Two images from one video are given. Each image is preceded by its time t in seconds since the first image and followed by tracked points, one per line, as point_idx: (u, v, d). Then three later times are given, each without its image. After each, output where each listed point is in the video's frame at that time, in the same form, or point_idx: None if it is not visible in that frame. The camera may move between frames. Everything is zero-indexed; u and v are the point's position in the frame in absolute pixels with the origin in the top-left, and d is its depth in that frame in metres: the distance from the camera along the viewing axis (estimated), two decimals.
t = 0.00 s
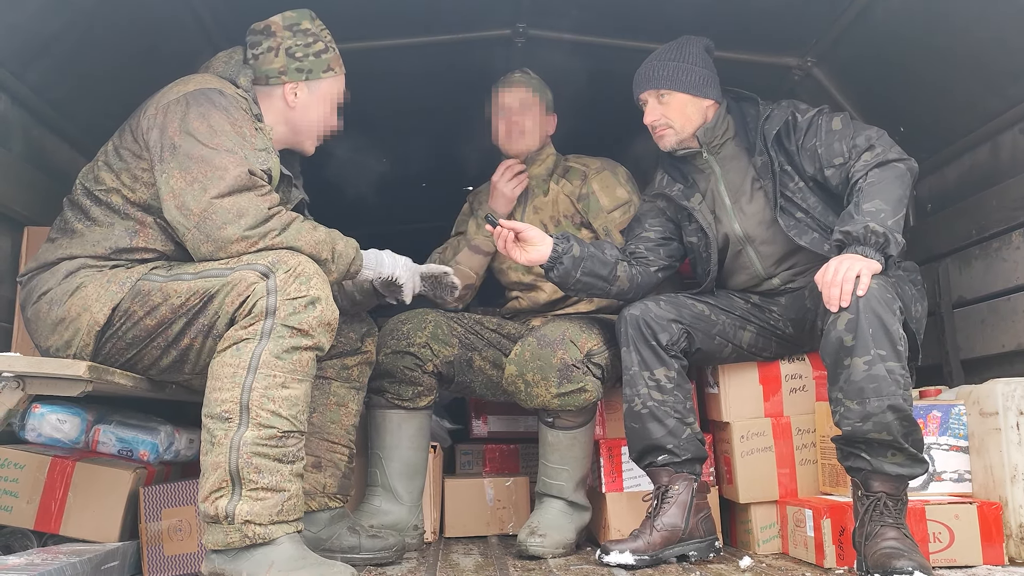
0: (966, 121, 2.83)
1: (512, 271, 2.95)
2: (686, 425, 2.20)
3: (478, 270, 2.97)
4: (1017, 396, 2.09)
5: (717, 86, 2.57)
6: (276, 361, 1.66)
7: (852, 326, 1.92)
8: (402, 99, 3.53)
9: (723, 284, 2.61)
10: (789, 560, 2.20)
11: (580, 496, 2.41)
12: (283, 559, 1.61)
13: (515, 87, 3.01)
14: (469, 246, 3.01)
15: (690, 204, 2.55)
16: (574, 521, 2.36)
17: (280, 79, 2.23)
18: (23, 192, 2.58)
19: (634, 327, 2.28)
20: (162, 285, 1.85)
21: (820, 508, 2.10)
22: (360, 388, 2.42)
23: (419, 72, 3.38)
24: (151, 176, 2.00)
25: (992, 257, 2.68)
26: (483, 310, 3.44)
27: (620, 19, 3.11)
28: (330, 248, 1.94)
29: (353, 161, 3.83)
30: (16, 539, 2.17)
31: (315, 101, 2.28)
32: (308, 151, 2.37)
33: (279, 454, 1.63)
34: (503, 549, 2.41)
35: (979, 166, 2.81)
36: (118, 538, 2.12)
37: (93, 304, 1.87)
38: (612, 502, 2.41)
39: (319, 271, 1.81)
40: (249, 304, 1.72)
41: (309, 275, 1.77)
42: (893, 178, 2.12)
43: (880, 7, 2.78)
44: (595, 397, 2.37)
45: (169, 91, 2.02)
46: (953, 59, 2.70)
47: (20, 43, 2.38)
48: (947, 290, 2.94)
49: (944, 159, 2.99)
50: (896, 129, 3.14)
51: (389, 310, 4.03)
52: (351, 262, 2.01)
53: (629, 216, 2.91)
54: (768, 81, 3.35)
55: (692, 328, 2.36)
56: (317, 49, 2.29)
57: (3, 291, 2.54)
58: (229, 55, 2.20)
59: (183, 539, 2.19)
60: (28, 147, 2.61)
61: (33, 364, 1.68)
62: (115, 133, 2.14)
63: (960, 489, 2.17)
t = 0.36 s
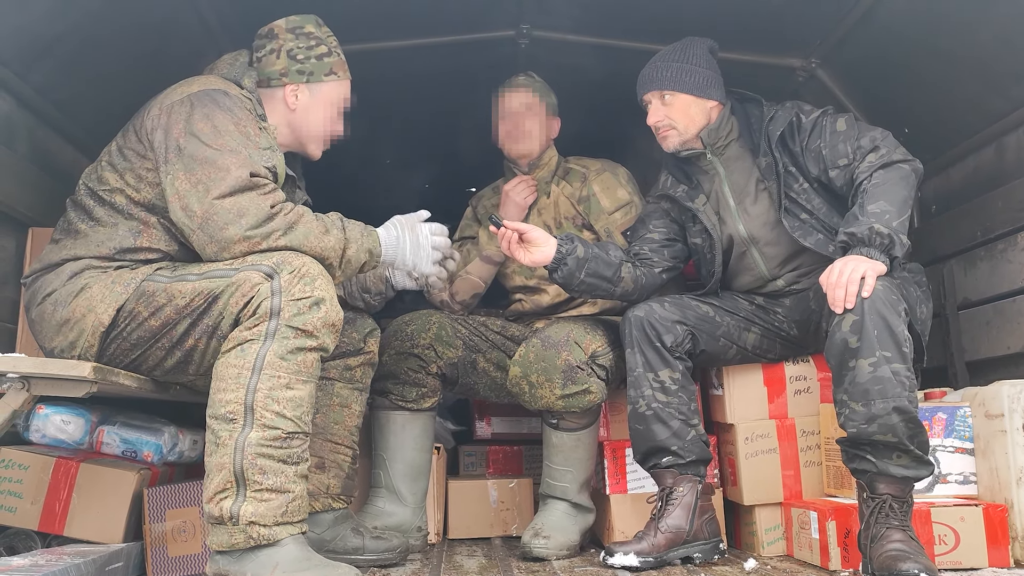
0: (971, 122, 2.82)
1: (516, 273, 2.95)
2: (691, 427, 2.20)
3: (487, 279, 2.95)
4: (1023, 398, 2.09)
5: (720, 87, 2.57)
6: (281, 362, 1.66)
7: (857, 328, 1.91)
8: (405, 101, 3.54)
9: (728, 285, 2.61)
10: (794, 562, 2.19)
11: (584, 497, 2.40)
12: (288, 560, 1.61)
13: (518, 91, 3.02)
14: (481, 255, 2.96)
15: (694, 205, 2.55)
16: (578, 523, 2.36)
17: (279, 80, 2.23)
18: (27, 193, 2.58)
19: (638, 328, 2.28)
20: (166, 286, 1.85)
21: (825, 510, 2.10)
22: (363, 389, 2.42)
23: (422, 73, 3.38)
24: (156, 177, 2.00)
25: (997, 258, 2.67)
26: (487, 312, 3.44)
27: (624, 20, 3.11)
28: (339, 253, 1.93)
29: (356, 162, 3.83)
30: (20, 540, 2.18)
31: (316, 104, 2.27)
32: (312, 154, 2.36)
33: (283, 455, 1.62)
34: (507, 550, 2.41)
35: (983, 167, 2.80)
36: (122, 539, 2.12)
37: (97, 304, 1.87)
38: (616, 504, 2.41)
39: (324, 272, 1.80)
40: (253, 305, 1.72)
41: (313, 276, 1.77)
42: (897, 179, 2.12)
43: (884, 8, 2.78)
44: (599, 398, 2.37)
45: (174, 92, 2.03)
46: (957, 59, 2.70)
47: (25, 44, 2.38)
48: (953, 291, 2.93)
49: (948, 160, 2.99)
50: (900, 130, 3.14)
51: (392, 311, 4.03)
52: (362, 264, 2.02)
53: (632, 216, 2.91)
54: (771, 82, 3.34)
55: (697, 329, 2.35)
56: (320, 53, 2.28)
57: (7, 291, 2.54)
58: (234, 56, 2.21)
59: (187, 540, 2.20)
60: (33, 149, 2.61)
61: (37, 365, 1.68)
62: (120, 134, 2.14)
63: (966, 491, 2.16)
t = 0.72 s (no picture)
0: (974, 124, 2.82)
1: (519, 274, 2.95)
2: (694, 429, 2.19)
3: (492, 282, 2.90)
4: None
5: (725, 88, 2.56)
6: (285, 363, 1.66)
7: (862, 330, 1.91)
8: (408, 102, 3.54)
9: (731, 287, 2.61)
10: (797, 564, 2.19)
11: (588, 499, 2.40)
12: (291, 562, 1.61)
13: (519, 94, 3.00)
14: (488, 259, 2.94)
15: (697, 207, 2.55)
16: (581, 524, 2.35)
17: (282, 80, 2.23)
18: (31, 195, 2.59)
19: (641, 330, 2.28)
20: (171, 288, 1.85)
21: (828, 511, 2.10)
22: (367, 390, 2.42)
23: (426, 74, 3.38)
24: (161, 179, 2.01)
25: (1000, 261, 2.67)
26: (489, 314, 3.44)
27: (627, 22, 3.11)
28: (340, 247, 1.94)
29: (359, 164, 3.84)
30: (23, 541, 2.18)
31: (316, 104, 2.25)
32: (315, 159, 2.33)
33: (287, 456, 1.62)
34: (510, 552, 2.41)
35: (987, 169, 2.80)
36: (125, 540, 2.13)
37: (102, 305, 1.87)
38: (619, 505, 2.40)
39: (328, 274, 1.80)
40: (259, 306, 1.72)
41: (318, 278, 1.77)
42: (901, 180, 2.12)
43: (888, 10, 2.78)
44: (603, 400, 2.37)
45: (182, 94, 2.03)
46: (961, 61, 2.69)
47: (29, 45, 2.38)
48: (956, 294, 2.93)
49: (951, 162, 2.99)
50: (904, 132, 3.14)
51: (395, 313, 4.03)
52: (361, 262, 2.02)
53: (631, 219, 2.92)
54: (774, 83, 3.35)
55: (700, 331, 2.35)
56: (323, 53, 2.27)
57: (11, 293, 2.54)
58: (246, 62, 2.23)
59: (190, 541, 2.20)
60: (36, 150, 2.61)
61: (41, 366, 1.67)
62: (125, 135, 2.14)
63: (969, 494, 2.16)
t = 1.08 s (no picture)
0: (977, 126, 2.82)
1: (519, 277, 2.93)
2: (696, 430, 2.19)
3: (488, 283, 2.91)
4: None
5: (726, 90, 2.56)
6: (288, 365, 1.66)
7: (864, 331, 1.91)
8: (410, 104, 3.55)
9: (733, 289, 2.61)
10: (800, 566, 2.19)
11: (589, 501, 2.39)
12: (294, 563, 1.60)
13: (519, 98, 2.99)
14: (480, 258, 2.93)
15: (700, 208, 2.55)
16: (583, 526, 2.35)
17: (277, 77, 2.24)
18: (32, 197, 2.59)
19: (643, 331, 2.28)
20: (172, 290, 1.85)
21: (831, 513, 2.10)
22: (369, 392, 2.42)
23: (428, 75, 3.38)
24: (161, 182, 2.01)
25: (1003, 262, 2.67)
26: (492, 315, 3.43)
27: (629, 24, 3.12)
28: (339, 251, 1.94)
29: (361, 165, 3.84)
30: (25, 543, 2.18)
31: (311, 98, 2.25)
32: (317, 155, 2.33)
33: (290, 457, 1.62)
34: (512, 554, 2.41)
35: (989, 171, 2.80)
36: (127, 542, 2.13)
37: (104, 307, 1.87)
38: (621, 507, 2.40)
39: (330, 275, 1.80)
40: (261, 308, 1.72)
41: (320, 279, 1.76)
42: (904, 182, 2.12)
43: (890, 12, 2.79)
44: (604, 402, 2.36)
45: (180, 97, 2.03)
46: (963, 62, 2.70)
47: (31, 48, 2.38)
48: (958, 295, 2.93)
49: (952, 164, 2.98)
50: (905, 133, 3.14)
51: (396, 315, 4.03)
52: (359, 262, 2.02)
53: (629, 223, 2.92)
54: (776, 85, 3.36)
55: (702, 333, 2.35)
56: (317, 47, 2.26)
57: (12, 295, 2.54)
58: (244, 62, 2.24)
59: (191, 543, 2.20)
60: (38, 152, 2.61)
61: (42, 368, 1.67)
62: (126, 138, 2.14)
63: (972, 496, 2.15)
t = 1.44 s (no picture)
0: (976, 127, 2.82)
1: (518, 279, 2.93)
2: (695, 432, 2.19)
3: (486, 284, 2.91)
4: None
5: (725, 92, 2.56)
6: (287, 366, 1.66)
7: (863, 333, 1.91)
8: (410, 106, 3.55)
9: (732, 291, 2.61)
10: (799, 568, 2.19)
11: (589, 503, 2.39)
12: (293, 565, 1.60)
13: (518, 100, 2.98)
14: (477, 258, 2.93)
15: (699, 210, 2.55)
16: (582, 528, 2.35)
17: (281, 81, 2.22)
18: (32, 198, 2.59)
19: (643, 333, 2.28)
20: (172, 291, 1.85)
21: (830, 514, 2.10)
22: (368, 394, 2.42)
23: (427, 77, 3.39)
24: (161, 184, 2.01)
25: (1002, 263, 2.67)
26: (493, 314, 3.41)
27: (628, 26, 3.12)
28: (339, 253, 1.94)
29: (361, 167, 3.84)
30: (25, 545, 2.18)
31: (318, 101, 2.26)
32: (322, 154, 2.35)
33: (289, 459, 1.62)
34: (511, 556, 2.41)
35: (987, 173, 2.80)
36: (128, 544, 2.13)
37: (104, 308, 1.88)
38: (621, 508, 2.40)
39: (329, 276, 1.80)
40: (260, 309, 1.73)
41: (319, 280, 1.77)
42: (902, 184, 2.12)
43: (888, 13, 2.80)
44: (604, 403, 2.36)
45: (180, 99, 2.03)
46: (961, 64, 2.70)
47: (31, 50, 2.39)
48: (957, 296, 2.93)
49: (951, 165, 2.99)
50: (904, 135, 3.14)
51: (396, 317, 4.03)
52: (359, 265, 2.02)
53: (628, 224, 2.93)
54: (775, 86, 3.36)
55: (702, 334, 2.35)
56: (319, 49, 2.26)
57: (12, 297, 2.54)
58: (241, 64, 2.24)
59: (191, 544, 2.19)
60: (39, 154, 2.62)
61: (42, 370, 1.67)
62: (125, 140, 2.15)
63: (971, 497, 2.15)
